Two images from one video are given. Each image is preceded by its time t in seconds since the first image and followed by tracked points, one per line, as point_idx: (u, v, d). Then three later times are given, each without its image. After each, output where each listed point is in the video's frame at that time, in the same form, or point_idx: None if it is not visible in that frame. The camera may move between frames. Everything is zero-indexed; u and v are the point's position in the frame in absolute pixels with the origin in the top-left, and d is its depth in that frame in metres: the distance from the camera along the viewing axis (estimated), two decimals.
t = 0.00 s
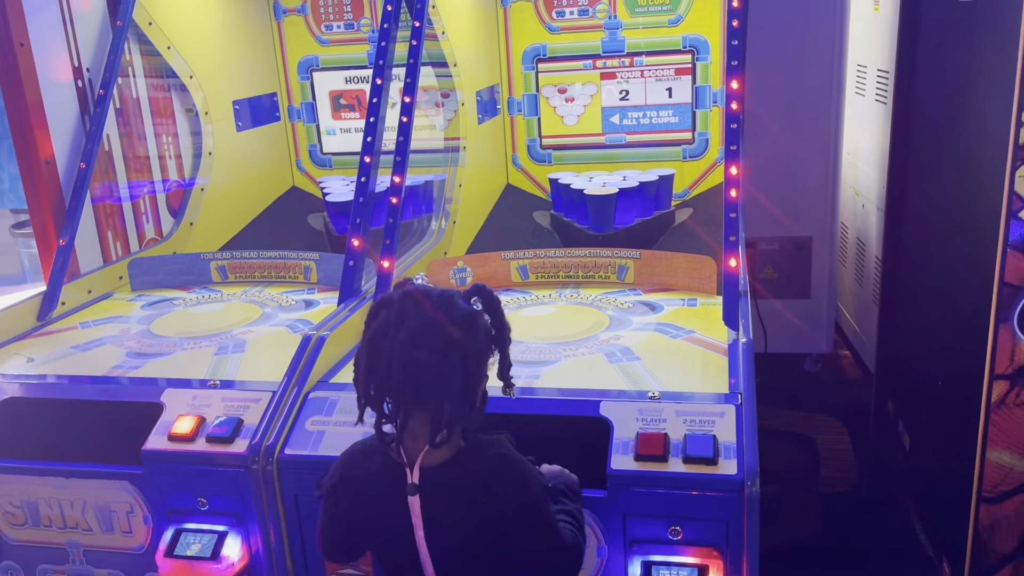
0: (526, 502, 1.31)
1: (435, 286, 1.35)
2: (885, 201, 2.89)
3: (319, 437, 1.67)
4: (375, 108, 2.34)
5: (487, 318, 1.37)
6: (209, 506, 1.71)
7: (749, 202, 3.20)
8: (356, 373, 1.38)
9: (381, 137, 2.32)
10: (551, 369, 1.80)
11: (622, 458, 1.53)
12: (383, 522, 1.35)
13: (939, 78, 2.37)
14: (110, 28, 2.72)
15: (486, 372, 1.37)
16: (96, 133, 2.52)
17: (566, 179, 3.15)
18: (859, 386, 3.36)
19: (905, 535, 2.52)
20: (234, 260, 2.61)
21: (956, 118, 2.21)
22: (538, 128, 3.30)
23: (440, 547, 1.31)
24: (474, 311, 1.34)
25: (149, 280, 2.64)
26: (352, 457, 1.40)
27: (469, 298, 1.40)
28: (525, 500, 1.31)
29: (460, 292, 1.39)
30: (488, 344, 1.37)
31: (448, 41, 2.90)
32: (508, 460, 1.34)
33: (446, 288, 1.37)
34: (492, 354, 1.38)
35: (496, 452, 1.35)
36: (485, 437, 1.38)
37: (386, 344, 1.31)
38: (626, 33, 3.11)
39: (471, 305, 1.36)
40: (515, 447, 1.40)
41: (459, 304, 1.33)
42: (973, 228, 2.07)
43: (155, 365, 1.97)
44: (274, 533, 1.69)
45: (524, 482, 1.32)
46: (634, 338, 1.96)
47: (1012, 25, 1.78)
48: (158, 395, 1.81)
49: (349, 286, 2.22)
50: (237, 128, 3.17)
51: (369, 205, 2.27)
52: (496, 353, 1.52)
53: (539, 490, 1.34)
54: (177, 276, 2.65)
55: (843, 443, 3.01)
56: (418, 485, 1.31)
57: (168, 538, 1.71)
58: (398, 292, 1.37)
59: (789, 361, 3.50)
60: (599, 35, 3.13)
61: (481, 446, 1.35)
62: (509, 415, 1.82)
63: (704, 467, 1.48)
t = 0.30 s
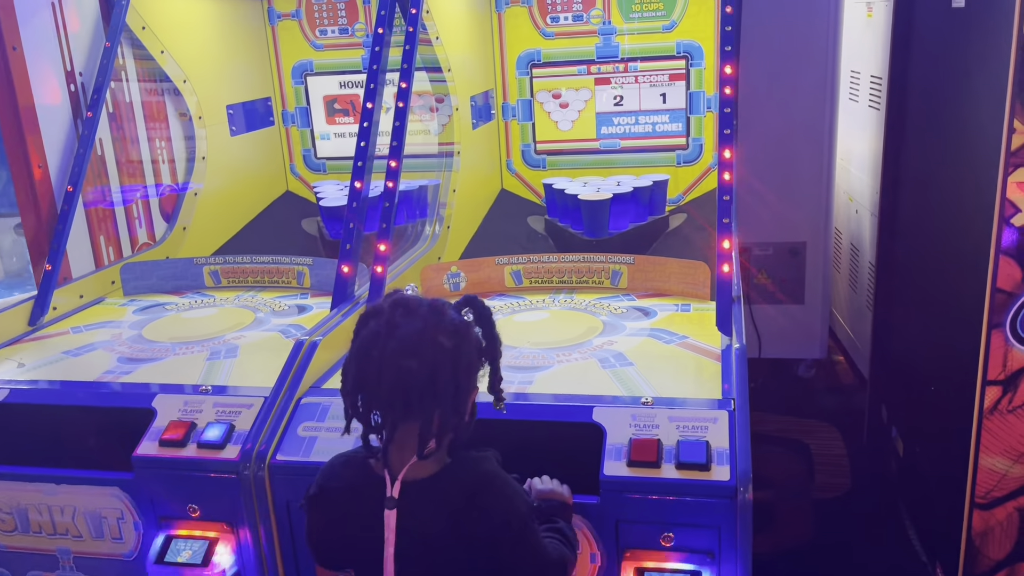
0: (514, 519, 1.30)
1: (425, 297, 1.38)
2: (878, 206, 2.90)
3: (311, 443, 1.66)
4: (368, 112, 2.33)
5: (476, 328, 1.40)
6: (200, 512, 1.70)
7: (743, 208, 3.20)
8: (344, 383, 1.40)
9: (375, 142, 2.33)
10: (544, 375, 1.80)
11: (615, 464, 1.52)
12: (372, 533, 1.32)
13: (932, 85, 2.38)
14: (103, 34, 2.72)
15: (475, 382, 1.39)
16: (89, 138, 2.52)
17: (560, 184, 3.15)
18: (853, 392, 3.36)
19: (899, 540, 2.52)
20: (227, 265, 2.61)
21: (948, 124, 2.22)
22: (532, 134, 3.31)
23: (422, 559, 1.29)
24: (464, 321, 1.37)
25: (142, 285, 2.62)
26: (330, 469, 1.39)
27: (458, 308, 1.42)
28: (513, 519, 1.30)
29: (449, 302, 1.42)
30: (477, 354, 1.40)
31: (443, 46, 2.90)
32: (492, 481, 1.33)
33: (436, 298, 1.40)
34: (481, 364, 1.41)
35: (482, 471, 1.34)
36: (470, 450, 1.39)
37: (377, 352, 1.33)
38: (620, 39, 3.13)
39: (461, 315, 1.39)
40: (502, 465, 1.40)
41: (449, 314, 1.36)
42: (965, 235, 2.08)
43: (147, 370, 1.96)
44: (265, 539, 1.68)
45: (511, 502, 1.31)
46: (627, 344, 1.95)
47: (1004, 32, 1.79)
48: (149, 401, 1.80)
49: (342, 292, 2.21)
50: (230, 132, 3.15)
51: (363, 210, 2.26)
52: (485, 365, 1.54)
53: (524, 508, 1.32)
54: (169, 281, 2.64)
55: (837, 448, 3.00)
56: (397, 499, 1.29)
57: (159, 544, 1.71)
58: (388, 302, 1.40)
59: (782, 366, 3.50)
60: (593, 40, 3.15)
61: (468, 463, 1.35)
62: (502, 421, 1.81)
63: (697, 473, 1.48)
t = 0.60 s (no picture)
0: (509, 544, 1.30)
1: (415, 332, 1.38)
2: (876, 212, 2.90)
3: (308, 449, 1.66)
4: (365, 117, 2.34)
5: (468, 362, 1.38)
6: (196, 518, 1.69)
7: (741, 213, 3.20)
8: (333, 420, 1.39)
9: (372, 147, 2.33)
10: (541, 381, 1.80)
11: (612, 470, 1.52)
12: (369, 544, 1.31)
13: (929, 91, 2.38)
14: (100, 38, 2.72)
15: (466, 418, 1.37)
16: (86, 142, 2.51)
17: (558, 189, 3.15)
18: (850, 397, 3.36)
19: (896, 547, 2.51)
20: (223, 270, 2.60)
21: (945, 130, 2.22)
22: (529, 138, 3.32)
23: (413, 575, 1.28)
24: (454, 356, 1.36)
25: (138, 289, 2.63)
26: (319, 504, 1.40)
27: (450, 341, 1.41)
28: (508, 546, 1.30)
29: (440, 336, 1.41)
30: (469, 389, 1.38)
31: (440, 51, 2.89)
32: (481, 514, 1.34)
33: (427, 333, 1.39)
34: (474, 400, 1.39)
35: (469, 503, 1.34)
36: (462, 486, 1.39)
37: (364, 390, 1.33)
38: (618, 45, 3.13)
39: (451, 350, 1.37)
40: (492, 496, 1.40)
41: (438, 349, 1.35)
42: (962, 241, 2.08)
43: (143, 375, 1.96)
44: (261, 545, 1.67)
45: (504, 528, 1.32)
46: (624, 349, 1.95)
47: (1001, 38, 1.79)
48: (145, 406, 1.79)
49: (338, 297, 2.21)
50: (229, 136, 3.18)
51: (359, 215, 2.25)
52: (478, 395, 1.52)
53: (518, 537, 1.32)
54: (166, 286, 2.63)
55: (834, 454, 3.00)
56: (386, 535, 1.29)
57: (154, 551, 1.69)
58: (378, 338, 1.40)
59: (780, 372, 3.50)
60: (591, 46, 3.15)
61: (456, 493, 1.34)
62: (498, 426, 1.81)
63: (694, 480, 1.48)
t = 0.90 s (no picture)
0: None
1: (420, 405, 1.43)
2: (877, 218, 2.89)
3: (308, 455, 1.66)
4: (366, 122, 2.32)
5: (474, 432, 1.43)
6: (196, 524, 1.68)
7: (742, 218, 3.19)
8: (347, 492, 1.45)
9: (373, 152, 2.31)
10: (543, 388, 1.79)
11: (615, 478, 1.51)
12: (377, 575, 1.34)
13: (931, 97, 2.38)
14: (102, 41, 2.71)
15: (475, 486, 1.42)
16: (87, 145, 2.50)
17: (558, 194, 3.14)
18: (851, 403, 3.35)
19: (898, 554, 2.51)
20: (224, 274, 2.59)
21: (948, 137, 2.22)
22: (530, 143, 3.31)
23: None
24: (459, 427, 1.41)
25: (138, 293, 2.61)
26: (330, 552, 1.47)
27: (456, 410, 1.46)
28: None
29: (446, 406, 1.45)
30: (477, 457, 1.43)
31: (442, 55, 2.89)
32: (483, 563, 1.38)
33: (432, 404, 1.44)
34: (483, 468, 1.44)
35: (469, 552, 1.39)
36: (463, 538, 1.44)
37: (375, 464, 1.39)
38: (619, 49, 3.13)
39: (457, 421, 1.42)
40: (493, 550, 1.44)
41: (443, 422, 1.40)
42: (965, 248, 2.08)
43: (144, 379, 1.95)
44: (261, 552, 1.66)
45: None
46: (626, 355, 1.95)
47: (1005, 45, 1.79)
48: (145, 412, 1.78)
49: (340, 301, 2.19)
50: (229, 140, 3.17)
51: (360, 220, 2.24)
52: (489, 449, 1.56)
53: None
54: (166, 289, 2.62)
55: (835, 460, 2.99)
56: None
57: (154, 557, 1.69)
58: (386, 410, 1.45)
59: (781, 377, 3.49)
60: (592, 50, 3.15)
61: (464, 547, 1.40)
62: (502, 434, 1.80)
63: (697, 488, 1.47)
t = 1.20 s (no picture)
0: None
1: (430, 466, 1.39)
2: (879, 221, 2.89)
3: (310, 457, 1.65)
4: (371, 123, 2.32)
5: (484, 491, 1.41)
6: (196, 526, 1.67)
7: (744, 222, 3.20)
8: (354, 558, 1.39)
9: (376, 153, 2.31)
10: (545, 391, 1.78)
11: (617, 481, 1.51)
12: None
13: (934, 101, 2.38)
14: (105, 41, 2.70)
15: (486, 547, 1.40)
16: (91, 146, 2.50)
17: (561, 197, 3.13)
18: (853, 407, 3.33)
19: (899, 559, 2.50)
20: (225, 275, 2.59)
21: (951, 141, 2.21)
22: (532, 145, 3.31)
23: None
24: (469, 487, 1.39)
25: (140, 294, 2.61)
26: None
27: (465, 468, 1.43)
28: None
29: (455, 464, 1.43)
30: (486, 516, 1.41)
31: (445, 57, 2.90)
32: None
33: (440, 464, 1.41)
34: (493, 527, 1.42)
35: None
36: None
37: (386, 531, 1.34)
38: (621, 52, 3.13)
39: (467, 480, 1.40)
40: None
41: (455, 483, 1.37)
42: (967, 253, 2.07)
43: (145, 380, 1.95)
44: (261, 554, 1.66)
45: None
46: (629, 358, 1.94)
47: (1008, 50, 1.79)
48: (147, 413, 1.78)
49: (342, 303, 2.19)
50: (230, 140, 3.17)
51: (364, 220, 2.24)
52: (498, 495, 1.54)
53: None
54: (167, 290, 2.62)
55: (837, 464, 2.99)
56: None
57: (155, 558, 1.68)
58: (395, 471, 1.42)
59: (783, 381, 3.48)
60: (594, 53, 3.16)
61: None
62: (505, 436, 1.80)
63: (700, 492, 1.47)
